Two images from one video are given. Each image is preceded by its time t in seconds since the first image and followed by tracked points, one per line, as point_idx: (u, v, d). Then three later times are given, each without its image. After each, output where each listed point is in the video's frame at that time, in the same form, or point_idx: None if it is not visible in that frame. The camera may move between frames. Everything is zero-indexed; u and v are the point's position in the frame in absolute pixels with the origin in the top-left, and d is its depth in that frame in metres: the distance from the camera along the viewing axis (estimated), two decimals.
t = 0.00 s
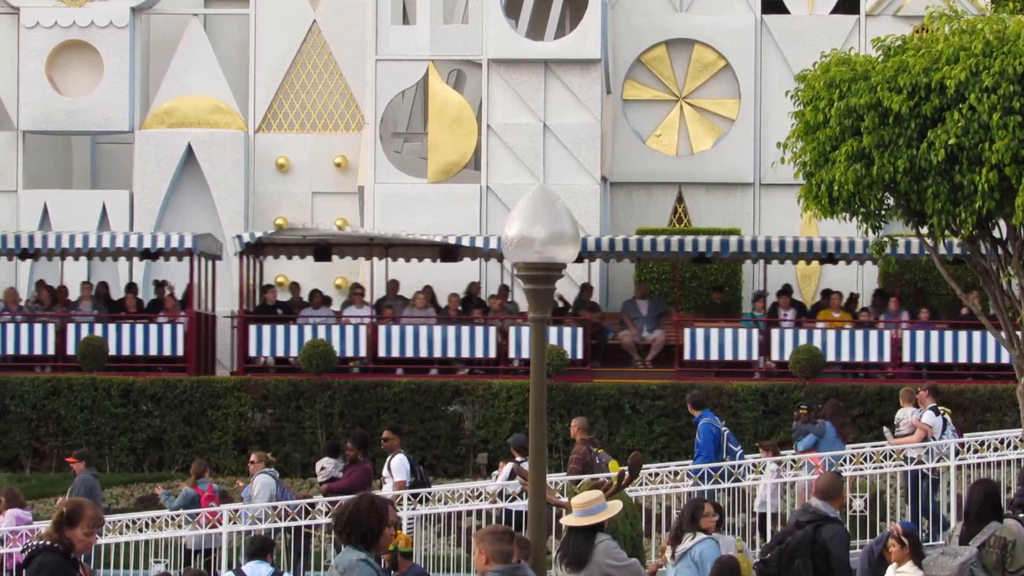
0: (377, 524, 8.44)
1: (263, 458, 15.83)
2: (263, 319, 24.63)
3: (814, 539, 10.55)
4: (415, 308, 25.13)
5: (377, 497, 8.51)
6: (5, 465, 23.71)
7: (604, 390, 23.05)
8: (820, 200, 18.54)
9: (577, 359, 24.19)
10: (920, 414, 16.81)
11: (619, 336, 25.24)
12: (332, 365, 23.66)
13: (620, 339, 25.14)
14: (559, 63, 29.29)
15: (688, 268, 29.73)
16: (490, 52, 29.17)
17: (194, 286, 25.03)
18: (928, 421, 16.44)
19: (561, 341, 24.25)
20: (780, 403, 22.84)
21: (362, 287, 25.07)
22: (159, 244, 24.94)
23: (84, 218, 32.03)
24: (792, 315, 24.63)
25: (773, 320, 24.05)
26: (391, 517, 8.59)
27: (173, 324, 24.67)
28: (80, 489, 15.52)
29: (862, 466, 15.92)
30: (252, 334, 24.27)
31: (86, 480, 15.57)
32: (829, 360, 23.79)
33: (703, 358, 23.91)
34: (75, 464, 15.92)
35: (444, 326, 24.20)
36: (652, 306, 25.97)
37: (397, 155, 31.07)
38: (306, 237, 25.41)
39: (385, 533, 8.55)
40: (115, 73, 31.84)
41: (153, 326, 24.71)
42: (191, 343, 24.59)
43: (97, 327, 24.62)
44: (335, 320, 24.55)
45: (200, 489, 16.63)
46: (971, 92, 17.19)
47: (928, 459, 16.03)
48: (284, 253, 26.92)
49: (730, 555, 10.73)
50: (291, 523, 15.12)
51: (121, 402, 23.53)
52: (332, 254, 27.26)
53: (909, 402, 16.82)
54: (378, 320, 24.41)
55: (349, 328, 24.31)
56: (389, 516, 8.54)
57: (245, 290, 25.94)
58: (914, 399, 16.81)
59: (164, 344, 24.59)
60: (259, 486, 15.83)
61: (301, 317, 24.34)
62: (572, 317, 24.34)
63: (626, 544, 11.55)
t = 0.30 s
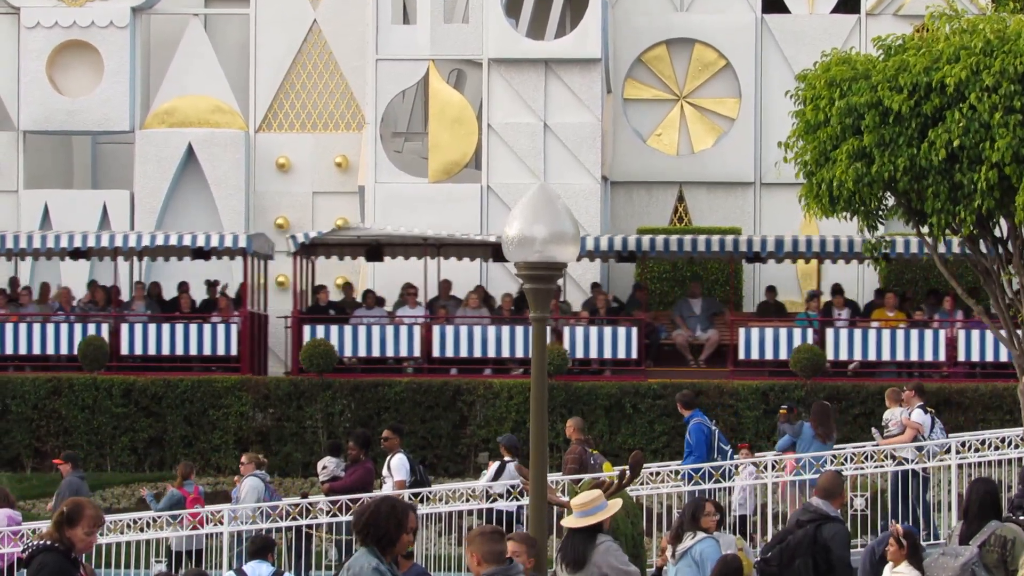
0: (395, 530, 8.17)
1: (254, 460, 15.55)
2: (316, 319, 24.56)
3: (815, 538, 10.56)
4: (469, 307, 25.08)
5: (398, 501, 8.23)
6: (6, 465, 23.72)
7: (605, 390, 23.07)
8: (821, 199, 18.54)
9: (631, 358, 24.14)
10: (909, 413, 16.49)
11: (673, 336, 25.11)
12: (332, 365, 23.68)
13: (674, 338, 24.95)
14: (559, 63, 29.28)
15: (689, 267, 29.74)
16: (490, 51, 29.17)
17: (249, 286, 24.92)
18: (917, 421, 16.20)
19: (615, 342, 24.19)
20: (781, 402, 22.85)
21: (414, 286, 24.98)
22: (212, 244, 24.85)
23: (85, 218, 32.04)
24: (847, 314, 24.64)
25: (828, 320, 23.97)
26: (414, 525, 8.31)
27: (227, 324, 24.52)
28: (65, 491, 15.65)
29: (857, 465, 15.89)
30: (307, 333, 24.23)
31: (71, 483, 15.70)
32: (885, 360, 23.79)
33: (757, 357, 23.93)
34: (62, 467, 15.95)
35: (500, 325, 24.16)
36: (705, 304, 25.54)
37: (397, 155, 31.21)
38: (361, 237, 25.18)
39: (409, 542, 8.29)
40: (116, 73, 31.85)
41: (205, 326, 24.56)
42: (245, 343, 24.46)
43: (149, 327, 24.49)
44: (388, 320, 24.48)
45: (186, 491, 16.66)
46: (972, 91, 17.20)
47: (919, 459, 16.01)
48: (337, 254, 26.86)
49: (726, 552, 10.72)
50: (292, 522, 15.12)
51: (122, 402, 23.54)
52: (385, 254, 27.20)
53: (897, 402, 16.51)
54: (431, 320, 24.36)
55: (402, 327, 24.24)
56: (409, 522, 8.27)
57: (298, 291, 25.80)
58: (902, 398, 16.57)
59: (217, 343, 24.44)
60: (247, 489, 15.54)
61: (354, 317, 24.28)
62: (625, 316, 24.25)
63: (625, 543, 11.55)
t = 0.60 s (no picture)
0: (426, 541, 7.75)
1: (244, 461, 15.37)
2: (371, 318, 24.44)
3: (817, 537, 10.55)
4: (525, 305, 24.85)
5: (432, 512, 7.79)
6: (7, 464, 23.72)
7: (606, 388, 23.05)
8: (823, 197, 18.53)
9: (686, 357, 23.91)
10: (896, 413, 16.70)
11: (726, 334, 24.92)
12: (333, 364, 23.75)
13: (728, 337, 24.70)
14: (561, 61, 29.25)
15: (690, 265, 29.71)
16: (492, 49, 29.16)
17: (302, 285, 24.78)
18: (903, 420, 16.28)
19: (671, 341, 23.94)
20: (782, 400, 22.82)
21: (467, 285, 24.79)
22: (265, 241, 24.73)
23: (86, 216, 32.05)
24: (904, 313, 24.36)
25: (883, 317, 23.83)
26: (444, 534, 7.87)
27: (282, 322, 24.39)
28: (55, 493, 15.57)
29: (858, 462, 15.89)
30: (362, 332, 24.07)
31: (60, 484, 15.66)
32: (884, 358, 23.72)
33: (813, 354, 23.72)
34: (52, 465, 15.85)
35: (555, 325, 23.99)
36: (760, 303, 25.38)
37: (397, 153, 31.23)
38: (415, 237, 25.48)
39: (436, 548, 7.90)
40: (117, 71, 31.85)
41: (259, 324, 24.43)
42: (300, 343, 24.32)
43: (204, 326, 24.35)
44: (441, 318, 24.35)
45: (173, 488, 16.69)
46: (974, 89, 17.18)
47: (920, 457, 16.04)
48: (389, 252, 26.76)
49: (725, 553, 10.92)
50: (294, 521, 15.12)
51: (123, 401, 23.54)
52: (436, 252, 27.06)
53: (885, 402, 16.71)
54: (485, 318, 24.22)
55: (457, 326, 24.11)
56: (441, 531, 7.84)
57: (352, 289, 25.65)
58: (888, 398, 16.73)
59: (271, 342, 24.31)
60: (237, 489, 15.41)
61: (409, 317, 24.16)
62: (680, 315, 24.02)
63: (626, 541, 11.58)
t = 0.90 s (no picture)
0: (435, 537, 8.11)
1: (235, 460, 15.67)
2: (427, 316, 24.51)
3: (820, 535, 10.54)
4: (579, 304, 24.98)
5: (440, 509, 8.16)
6: (9, 462, 23.72)
7: (608, 386, 23.06)
8: (824, 196, 18.54)
9: (742, 356, 23.91)
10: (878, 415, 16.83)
11: (782, 333, 24.89)
12: (334, 362, 23.72)
13: (783, 335, 24.67)
14: (562, 59, 29.26)
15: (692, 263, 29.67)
16: (493, 48, 29.16)
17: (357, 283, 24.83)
18: (884, 422, 16.49)
19: (726, 340, 23.96)
20: (784, 399, 22.81)
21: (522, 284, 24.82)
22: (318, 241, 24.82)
23: (89, 215, 32.07)
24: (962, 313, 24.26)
25: (939, 316, 23.80)
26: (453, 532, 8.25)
27: (338, 321, 24.46)
28: (46, 495, 15.55)
29: (859, 460, 15.92)
30: (418, 332, 24.18)
31: (52, 485, 15.61)
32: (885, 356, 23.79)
33: (869, 353, 23.77)
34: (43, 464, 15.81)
35: (610, 323, 24.06)
36: (814, 302, 25.29)
37: (400, 151, 31.18)
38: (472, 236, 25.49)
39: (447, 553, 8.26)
40: (119, 69, 31.90)
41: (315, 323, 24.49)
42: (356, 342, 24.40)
43: (260, 324, 24.41)
44: (498, 317, 24.41)
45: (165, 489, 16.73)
46: (975, 88, 17.18)
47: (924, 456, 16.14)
48: (444, 251, 26.85)
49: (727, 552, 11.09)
50: (296, 519, 15.15)
51: (125, 399, 23.57)
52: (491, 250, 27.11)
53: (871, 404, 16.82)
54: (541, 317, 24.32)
55: (513, 325, 24.18)
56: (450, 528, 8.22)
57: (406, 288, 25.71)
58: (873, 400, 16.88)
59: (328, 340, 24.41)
60: (233, 488, 15.64)
61: (464, 315, 24.25)
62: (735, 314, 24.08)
63: (627, 540, 11.62)
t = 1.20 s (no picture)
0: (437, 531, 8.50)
1: (226, 459, 15.77)
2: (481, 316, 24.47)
3: (821, 534, 10.55)
4: (633, 304, 24.86)
5: (439, 506, 8.61)
6: (10, 461, 23.74)
7: (609, 386, 23.06)
8: (824, 195, 18.55)
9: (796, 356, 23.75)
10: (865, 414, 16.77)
11: (835, 332, 24.70)
12: (335, 360, 23.58)
13: (837, 334, 24.47)
14: (563, 59, 29.26)
15: (693, 262, 29.61)
16: (494, 47, 29.16)
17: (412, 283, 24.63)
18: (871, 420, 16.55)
19: (782, 340, 23.79)
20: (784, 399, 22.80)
21: (577, 284, 24.70)
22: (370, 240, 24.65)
23: (90, 213, 32.09)
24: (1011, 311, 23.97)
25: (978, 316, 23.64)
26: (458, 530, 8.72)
27: (391, 321, 24.30)
28: (36, 492, 15.60)
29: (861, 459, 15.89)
30: (473, 332, 24.17)
31: (43, 481, 15.69)
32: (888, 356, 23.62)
33: (925, 353, 23.62)
34: (32, 463, 15.82)
35: (665, 324, 23.95)
36: (869, 300, 24.88)
37: (400, 150, 31.16)
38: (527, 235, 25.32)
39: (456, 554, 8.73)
40: (120, 68, 31.90)
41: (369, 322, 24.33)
42: (410, 342, 24.27)
43: (314, 324, 24.26)
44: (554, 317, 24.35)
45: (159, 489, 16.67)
46: (976, 87, 17.17)
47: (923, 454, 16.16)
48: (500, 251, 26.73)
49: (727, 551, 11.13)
50: (296, 517, 15.17)
51: (126, 398, 23.58)
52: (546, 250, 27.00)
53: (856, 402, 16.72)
54: (597, 316, 24.23)
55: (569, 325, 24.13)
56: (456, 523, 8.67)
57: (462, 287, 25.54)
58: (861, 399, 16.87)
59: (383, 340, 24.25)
60: (228, 485, 15.77)
61: (519, 315, 24.19)
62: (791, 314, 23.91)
63: (626, 540, 11.65)
